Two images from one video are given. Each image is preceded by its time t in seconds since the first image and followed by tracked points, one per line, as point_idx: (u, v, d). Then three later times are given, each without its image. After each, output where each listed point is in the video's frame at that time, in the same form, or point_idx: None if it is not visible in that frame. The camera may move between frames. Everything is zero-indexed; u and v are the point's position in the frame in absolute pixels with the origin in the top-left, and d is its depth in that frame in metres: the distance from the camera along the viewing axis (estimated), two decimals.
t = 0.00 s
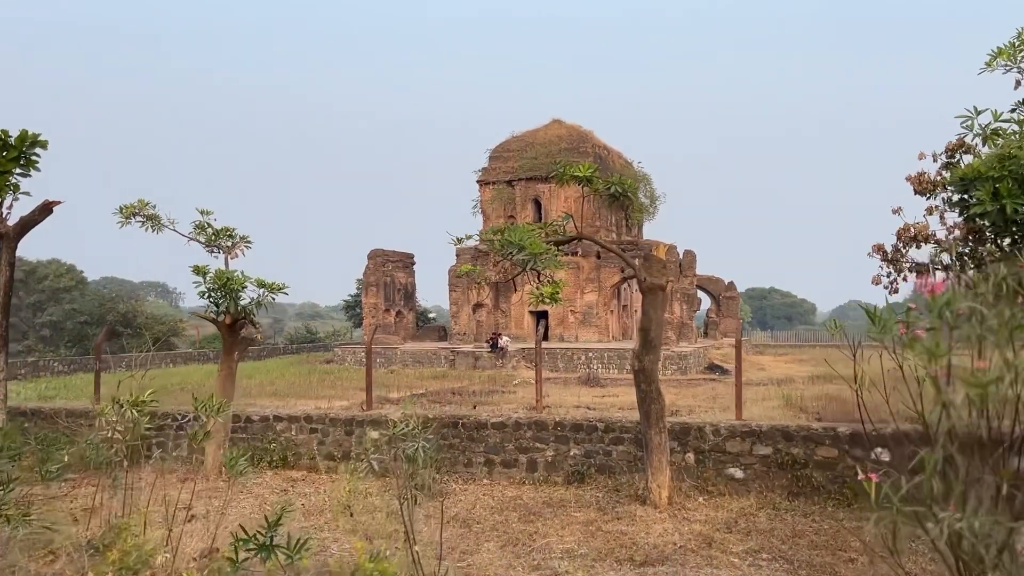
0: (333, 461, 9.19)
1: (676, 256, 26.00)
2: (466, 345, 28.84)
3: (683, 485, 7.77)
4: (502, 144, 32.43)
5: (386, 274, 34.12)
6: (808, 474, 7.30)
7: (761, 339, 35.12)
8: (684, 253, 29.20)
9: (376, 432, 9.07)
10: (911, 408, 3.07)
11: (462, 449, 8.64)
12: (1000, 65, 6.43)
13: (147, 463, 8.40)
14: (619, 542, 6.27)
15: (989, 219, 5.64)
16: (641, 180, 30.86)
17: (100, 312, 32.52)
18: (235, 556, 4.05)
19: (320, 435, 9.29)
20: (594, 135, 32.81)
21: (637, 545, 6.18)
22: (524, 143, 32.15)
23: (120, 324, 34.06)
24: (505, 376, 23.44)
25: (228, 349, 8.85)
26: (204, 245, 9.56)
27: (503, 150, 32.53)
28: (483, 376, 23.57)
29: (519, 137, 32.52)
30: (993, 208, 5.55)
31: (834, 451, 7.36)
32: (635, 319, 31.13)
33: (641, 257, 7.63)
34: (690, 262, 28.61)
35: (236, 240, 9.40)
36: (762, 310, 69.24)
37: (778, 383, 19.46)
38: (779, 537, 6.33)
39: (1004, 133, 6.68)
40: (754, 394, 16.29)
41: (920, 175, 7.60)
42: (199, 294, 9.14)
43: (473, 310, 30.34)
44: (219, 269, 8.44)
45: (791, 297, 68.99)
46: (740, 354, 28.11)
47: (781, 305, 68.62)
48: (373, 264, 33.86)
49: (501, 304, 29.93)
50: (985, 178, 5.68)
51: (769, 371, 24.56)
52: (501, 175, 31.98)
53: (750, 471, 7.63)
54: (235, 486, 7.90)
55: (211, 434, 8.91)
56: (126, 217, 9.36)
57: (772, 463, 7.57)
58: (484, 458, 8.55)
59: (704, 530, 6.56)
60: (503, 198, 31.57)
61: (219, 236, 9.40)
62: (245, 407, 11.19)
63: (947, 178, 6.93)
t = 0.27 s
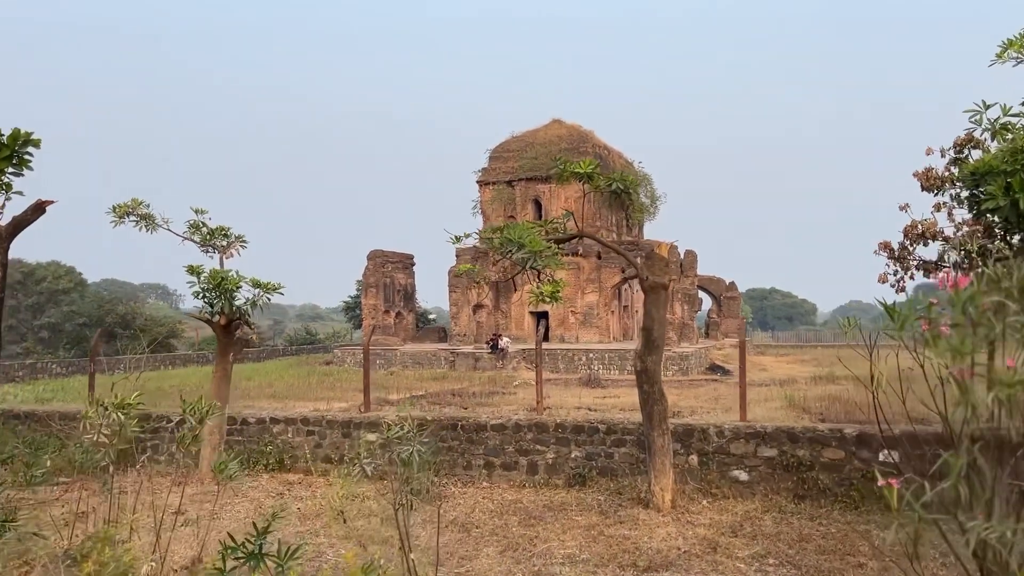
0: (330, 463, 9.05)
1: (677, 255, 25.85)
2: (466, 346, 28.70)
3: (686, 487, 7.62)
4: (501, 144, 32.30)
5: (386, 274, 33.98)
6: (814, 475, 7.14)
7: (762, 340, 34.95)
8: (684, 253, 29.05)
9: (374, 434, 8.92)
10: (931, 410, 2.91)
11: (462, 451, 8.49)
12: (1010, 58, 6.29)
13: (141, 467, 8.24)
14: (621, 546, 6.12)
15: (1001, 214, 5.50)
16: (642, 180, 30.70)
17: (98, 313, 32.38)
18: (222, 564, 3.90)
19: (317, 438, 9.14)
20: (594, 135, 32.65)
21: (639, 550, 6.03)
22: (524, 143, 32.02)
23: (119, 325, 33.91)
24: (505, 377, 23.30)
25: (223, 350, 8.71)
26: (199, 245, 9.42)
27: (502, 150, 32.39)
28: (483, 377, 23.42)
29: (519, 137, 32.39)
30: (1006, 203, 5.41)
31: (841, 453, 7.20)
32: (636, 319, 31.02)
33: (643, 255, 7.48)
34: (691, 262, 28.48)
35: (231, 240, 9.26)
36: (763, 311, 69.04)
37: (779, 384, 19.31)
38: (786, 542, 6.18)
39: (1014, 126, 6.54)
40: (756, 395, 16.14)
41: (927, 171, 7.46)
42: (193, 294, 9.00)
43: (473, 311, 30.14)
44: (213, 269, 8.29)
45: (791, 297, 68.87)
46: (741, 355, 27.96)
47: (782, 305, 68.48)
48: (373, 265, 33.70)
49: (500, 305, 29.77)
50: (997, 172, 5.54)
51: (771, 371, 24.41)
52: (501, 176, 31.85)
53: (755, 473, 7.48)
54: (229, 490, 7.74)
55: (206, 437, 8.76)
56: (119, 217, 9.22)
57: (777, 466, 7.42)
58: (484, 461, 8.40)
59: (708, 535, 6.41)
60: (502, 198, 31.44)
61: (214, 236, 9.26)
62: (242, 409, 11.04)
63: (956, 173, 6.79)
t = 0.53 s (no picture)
0: (326, 468, 8.89)
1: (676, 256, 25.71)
2: (465, 348, 28.53)
3: (688, 492, 7.47)
4: (500, 145, 32.15)
5: (384, 276, 33.80)
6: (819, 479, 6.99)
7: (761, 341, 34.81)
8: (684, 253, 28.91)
9: (370, 438, 8.77)
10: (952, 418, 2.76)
11: (459, 455, 8.33)
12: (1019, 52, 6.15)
13: (132, 472, 8.08)
14: (623, 554, 5.96)
15: (1012, 211, 5.36)
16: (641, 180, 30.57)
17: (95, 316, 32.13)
18: None
19: (313, 441, 8.99)
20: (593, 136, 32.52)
21: (641, 558, 5.87)
22: (523, 144, 31.88)
23: (116, 328, 33.67)
24: (504, 379, 23.13)
25: (215, 353, 8.54)
26: (192, 246, 9.26)
27: (501, 151, 32.24)
28: (482, 379, 23.24)
29: (518, 138, 32.26)
30: (1017, 200, 5.26)
31: (846, 456, 7.05)
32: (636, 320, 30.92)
33: (644, 254, 7.31)
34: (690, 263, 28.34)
35: (224, 241, 9.09)
36: (762, 312, 68.88)
37: (780, 385, 19.17)
38: (791, 548, 6.02)
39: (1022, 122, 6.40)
40: (756, 396, 15.99)
41: (933, 169, 7.31)
42: (186, 297, 8.84)
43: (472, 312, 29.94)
44: (205, 271, 8.14)
45: (790, 298, 68.78)
46: (741, 356, 27.82)
47: (781, 306, 68.39)
48: (371, 267, 33.52)
49: (499, 306, 29.60)
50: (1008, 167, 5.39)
51: (771, 372, 24.27)
52: (500, 177, 31.69)
53: (758, 478, 7.32)
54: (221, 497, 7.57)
55: (198, 441, 8.60)
56: (111, 217, 9.06)
57: (781, 470, 7.26)
58: (482, 465, 8.24)
59: (712, 541, 6.25)
60: (501, 199, 31.31)
61: (207, 237, 9.10)
62: (237, 412, 10.87)
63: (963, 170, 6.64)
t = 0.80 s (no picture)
0: (322, 474, 8.72)
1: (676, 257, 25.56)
2: (463, 350, 28.35)
3: (692, 499, 7.30)
4: (498, 147, 32.00)
5: (382, 279, 33.63)
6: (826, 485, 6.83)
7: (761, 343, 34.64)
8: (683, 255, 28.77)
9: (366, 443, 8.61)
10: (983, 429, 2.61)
11: (458, 461, 8.16)
12: None
13: (123, 479, 7.90)
14: (626, 563, 5.79)
15: None
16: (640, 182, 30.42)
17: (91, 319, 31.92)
18: None
19: (308, 447, 8.82)
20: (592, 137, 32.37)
21: (644, 568, 5.69)
22: (521, 146, 31.73)
23: (113, 331, 33.45)
24: (504, 382, 22.95)
25: (209, 358, 8.38)
26: (185, 248, 9.09)
27: (499, 153, 32.09)
28: (481, 382, 23.06)
29: (516, 140, 32.11)
30: None
31: (853, 461, 6.89)
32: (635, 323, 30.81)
33: (646, 254, 7.14)
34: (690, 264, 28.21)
35: (218, 243, 8.94)
36: (761, 314, 68.72)
37: (780, 388, 19.01)
38: (799, 557, 5.85)
39: None
40: (758, 399, 15.83)
41: (941, 167, 7.16)
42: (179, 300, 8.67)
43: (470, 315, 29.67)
44: (198, 273, 7.97)
45: (789, 300, 68.69)
46: (741, 359, 27.67)
47: (780, 308, 68.29)
48: (369, 269, 33.33)
49: (498, 309, 29.42)
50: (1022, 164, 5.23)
51: (771, 374, 24.12)
52: (498, 179, 31.53)
53: (763, 483, 7.16)
54: (214, 505, 7.39)
55: (191, 447, 8.43)
56: (102, 219, 8.89)
57: (786, 475, 7.10)
58: (480, 471, 8.07)
59: (717, 550, 6.08)
60: (500, 201, 31.19)
61: (201, 239, 8.95)
62: (232, 416, 10.69)
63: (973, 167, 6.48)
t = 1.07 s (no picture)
0: (319, 479, 8.58)
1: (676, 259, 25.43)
2: (462, 353, 28.20)
3: (697, 503, 7.16)
4: (496, 149, 31.88)
5: (380, 282, 33.46)
6: (835, 489, 6.70)
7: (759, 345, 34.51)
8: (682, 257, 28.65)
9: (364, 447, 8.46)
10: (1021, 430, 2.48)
11: (458, 465, 8.01)
12: None
13: (116, 485, 7.74)
14: (632, 570, 5.64)
15: None
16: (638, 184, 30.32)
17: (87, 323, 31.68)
18: None
19: (305, 452, 8.66)
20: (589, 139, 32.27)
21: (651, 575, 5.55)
22: (519, 148, 31.61)
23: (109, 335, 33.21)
24: (502, 385, 22.79)
25: (203, 361, 8.22)
26: (180, 250, 8.94)
27: (497, 155, 31.96)
28: (480, 386, 22.89)
29: (513, 142, 32.00)
30: None
31: (861, 465, 6.76)
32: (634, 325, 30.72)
33: (649, 254, 7.01)
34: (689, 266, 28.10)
35: (212, 244, 8.78)
36: (759, 316, 68.70)
37: (781, 390, 18.89)
38: (809, 563, 5.71)
39: None
40: (759, 401, 15.70)
41: (950, 165, 7.04)
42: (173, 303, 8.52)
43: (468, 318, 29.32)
44: (193, 275, 7.82)
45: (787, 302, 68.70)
46: (741, 361, 27.55)
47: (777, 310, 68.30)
48: (366, 273, 33.16)
49: (496, 311, 29.28)
50: None
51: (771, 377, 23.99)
52: (496, 181, 31.40)
53: (770, 487, 7.02)
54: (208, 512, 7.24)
55: (185, 452, 8.27)
56: (95, 221, 8.74)
57: (793, 479, 6.96)
58: (481, 476, 7.92)
59: (725, 556, 5.93)
60: (498, 204, 31.08)
61: (195, 240, 8.79)
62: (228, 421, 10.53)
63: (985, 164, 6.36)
